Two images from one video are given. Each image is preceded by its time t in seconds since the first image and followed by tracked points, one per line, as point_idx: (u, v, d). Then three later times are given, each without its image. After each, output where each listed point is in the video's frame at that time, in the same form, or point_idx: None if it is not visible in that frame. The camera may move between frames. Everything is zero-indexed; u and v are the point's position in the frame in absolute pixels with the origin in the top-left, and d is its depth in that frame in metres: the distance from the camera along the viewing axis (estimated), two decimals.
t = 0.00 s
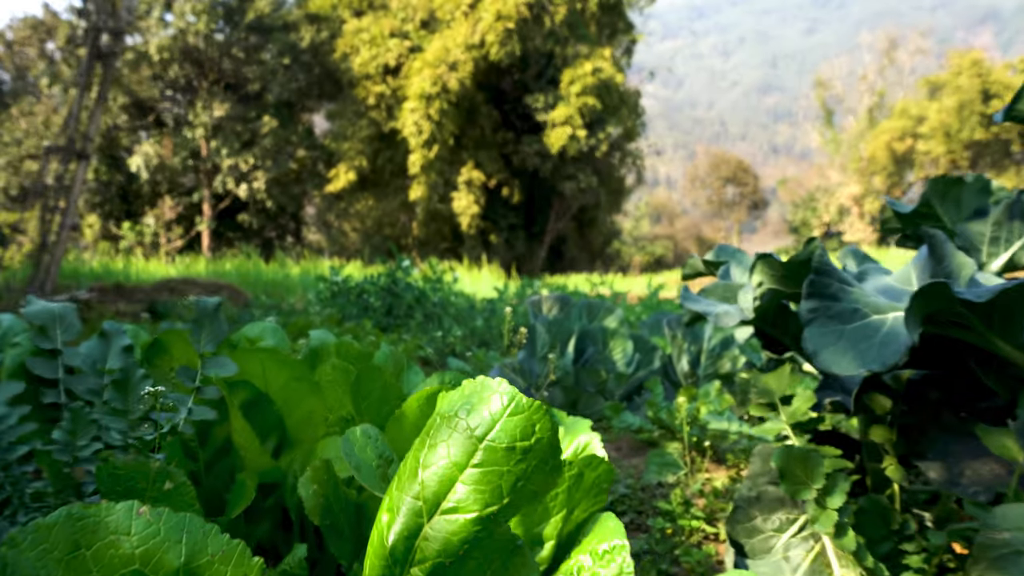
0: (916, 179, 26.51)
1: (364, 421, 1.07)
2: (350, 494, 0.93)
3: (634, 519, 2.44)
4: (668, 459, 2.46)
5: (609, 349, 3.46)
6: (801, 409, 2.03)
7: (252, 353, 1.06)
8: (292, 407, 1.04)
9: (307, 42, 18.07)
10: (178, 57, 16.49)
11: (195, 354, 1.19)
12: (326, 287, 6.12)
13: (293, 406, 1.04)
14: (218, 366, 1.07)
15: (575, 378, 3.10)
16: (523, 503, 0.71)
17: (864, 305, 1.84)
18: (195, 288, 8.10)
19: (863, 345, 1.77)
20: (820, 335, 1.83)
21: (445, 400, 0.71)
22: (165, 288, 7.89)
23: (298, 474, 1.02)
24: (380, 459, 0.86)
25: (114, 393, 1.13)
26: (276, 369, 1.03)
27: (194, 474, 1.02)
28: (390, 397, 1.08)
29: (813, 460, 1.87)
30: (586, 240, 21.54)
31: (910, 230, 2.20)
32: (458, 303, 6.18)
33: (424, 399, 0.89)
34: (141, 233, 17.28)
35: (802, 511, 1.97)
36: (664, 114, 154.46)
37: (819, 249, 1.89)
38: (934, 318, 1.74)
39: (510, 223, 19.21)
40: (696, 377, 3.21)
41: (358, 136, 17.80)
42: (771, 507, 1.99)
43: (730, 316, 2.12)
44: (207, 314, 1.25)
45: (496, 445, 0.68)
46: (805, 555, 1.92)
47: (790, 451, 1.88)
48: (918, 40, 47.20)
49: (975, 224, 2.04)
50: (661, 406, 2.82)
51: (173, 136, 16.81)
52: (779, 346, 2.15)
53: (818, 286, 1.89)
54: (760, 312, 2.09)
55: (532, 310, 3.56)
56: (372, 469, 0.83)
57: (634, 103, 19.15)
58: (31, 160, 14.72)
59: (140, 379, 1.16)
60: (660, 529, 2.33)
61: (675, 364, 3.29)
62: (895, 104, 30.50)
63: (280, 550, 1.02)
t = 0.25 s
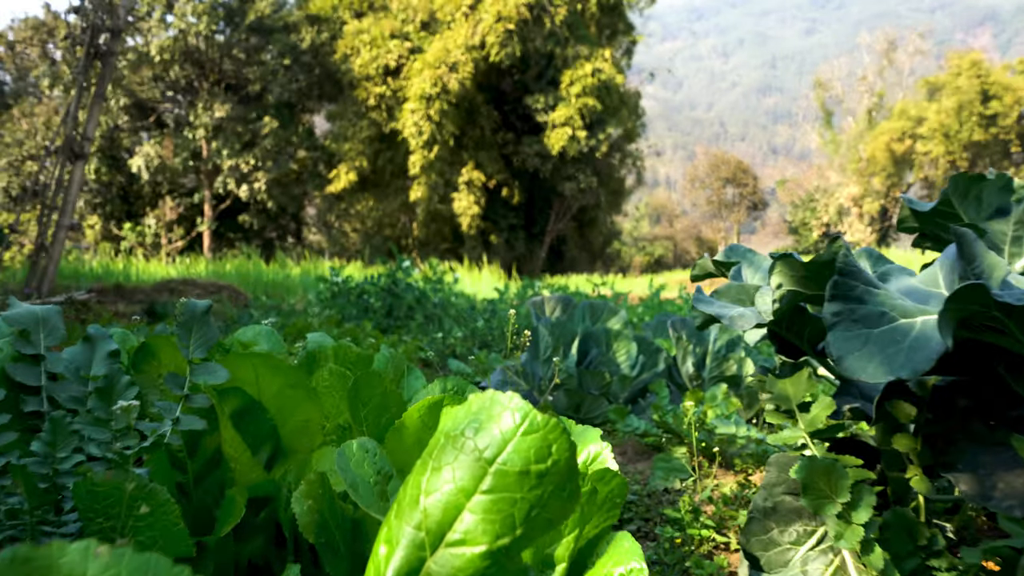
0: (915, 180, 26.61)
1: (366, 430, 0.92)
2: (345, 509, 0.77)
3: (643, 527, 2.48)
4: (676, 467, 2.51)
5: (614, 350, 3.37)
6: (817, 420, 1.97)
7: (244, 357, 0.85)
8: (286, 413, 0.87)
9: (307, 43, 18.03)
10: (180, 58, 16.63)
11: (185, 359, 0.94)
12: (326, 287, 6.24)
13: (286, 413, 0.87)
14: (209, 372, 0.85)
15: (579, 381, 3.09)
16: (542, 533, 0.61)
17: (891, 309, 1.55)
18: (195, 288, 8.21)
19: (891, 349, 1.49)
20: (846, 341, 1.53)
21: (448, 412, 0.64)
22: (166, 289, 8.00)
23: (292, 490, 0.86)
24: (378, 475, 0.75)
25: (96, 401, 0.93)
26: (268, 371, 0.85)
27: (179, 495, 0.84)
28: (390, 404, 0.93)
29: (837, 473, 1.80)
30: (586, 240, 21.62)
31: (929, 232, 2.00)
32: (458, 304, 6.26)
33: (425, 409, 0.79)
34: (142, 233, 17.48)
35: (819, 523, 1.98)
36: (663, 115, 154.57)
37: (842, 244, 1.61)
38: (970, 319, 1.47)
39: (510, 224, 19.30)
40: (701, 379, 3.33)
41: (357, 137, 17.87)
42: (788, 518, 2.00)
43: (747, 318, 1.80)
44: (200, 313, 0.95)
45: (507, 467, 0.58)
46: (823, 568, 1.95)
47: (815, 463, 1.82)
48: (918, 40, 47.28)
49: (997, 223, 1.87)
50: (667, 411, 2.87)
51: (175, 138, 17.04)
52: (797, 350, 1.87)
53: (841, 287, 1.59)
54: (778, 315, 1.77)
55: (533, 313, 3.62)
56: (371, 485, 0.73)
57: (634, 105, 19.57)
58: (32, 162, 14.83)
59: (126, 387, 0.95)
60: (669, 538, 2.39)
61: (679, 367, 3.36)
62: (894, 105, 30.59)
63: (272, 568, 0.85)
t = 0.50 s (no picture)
0: (914, 180, 26.67)
1: (361, 441, 0.88)
2: (341, 523, 0.70)
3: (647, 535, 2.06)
4: (681, 472, 2.17)
5: (616, 352, 3.11)
6: (836, 427, 1.50)
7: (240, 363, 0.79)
8: (277, 422, 0.82)
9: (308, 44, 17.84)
10: (180, 59, 16.78)
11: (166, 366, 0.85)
12: (325, 288, 6.19)
13: (279, 421, 0.82)
14: (198, 381, 0.80)
15: (579, 383, 2.91)
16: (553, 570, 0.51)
17: (917, 313, 1.16)
18: (193, 290, 8.27)
19: (921, 358, 1.10)
20: (868, 347, 1.14)
21: (448, 432, 0.52)
22: (165, 289, 8.06)
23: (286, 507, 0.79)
24: (373, 493, 0.67)
25: (76, 408, 0.81)
26: (263, 376, 0.80)
27: (160, 513, 0.75)
28: (389, 411, 0.89)
29: (862, 486, 1.45)
30: (586, 240, 21.65)
31: (943, 232, 1.61)
32: (459, 304, 6.28)
33: (429, 417, 0.74)
34: (142, 233, 17.70)
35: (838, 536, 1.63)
36: (663, 115, 154.61)
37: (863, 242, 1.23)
38: None
39: (510, 224, 19.34)
40: (706, 383, 3.00)
41: (357, 138, 17.69)
42: (802, 531, 1.66)
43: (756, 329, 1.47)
44: (187, 317, 0.86)
45: (515, 498, 0.49)
46: None
47: (835, 478, 1.46)
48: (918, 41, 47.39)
49: None
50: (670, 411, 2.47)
51: (176, 138, 17.17)
52: (812, 355, 1.46)
53: (862, 290, 1.20)
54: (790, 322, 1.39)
55: (536, 315, 3.63)
56: (366, 505, 0.65)
57: (633, 105, 19.82)
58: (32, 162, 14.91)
59: (110, 396, 0.83)
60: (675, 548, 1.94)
61: (683, 369, 3.04)
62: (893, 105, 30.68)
63: None
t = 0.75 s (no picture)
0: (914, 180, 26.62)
1: (355, 452, 0.87)
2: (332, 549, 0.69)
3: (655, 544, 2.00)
4: (688, 477, 2.19)
5: (619, 355, 3.08)
6: (855, 436, 1.47)
7: (226, 373, 0.86)
8: (266, 433, 0.90)
9: (308, 44, 17.83)
10: (180, 59, 16.78)
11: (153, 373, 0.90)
12: (323, 288, 6.13)
13: (269, 430, 0.90)
14: (181, 389, 0.85)
15: (582, 386, 2.89)
16: None
17: (945, 316, 1.12)
18: (192, 290, 8.25)
19: (948, 365, 1.07)
20: (896, 352, 1.11)
21: (446, 458, 0.45)
22: (163, 290, 8.04)
23: (274, 518, 0.84)
24: (366, 515, 0.63)
25: (52, 422, 0.78)
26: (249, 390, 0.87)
27: (143, 534, 0.74)
28: (384, 423, 0.88)
29: (885, 500, 1.44)
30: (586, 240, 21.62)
31: (962, 232, 1.55)
32: (459, 304, 6.26)
33: (426, 428, 0.73)
34: (142, 234, 17.69)
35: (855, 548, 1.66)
36: (663, 116, 154.57)
37: (889, 244, 1.18)
38: None
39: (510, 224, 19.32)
40: (711, 386, 2.97)
41: (357, 138, 17.60)
42: (819, 543, 1.71)
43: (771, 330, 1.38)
44: (169, 324, 0.90)
45: (522, 535, 0.42)
46: None
47: (857, 491, 1.45)
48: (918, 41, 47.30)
49: None
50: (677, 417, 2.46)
51: (176, 138, 17.16)
52: (827, 360, 1.43)
53: (888, 292, 1.15)
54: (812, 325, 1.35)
55: (537, 317, 3.59)
56: (356, 528, 0.62)
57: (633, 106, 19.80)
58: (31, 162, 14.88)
59: (87, 406, 0.80)
60: (682, 558, 1.85)
61: (687, 372, 3.02)
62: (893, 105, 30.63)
63: None
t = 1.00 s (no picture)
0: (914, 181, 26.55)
1: (342, 470, 0.80)
2: None
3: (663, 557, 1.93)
4: (696, 485, 2.09)
5: (622, 357, 3.01)
6: (886, 448, 1.22)
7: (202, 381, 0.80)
8: (249, 447, 0.86)
9: (308, 44, 17.77)
10: (180, 59, 16.73)
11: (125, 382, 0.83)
12: (322, 288, 6.05)
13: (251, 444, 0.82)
14: (156, 400, 0.79)
15: (586, 389, 2.81)
16: None
17: (991, 322, 1.00)
18: (190, 290, 8.18)
19: (1000, 378, 0.95)
20: (940, 361, 0.96)
21: (444, 506, 0.45)
22: (161, 290, 7.97)
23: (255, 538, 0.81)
24: (351, 547, 0.59)
25: (9, 435, 0.74)
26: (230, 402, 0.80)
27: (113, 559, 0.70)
28: (375, 435, 0.81)
29: (928, 522, 1.19)
30: (586, 240, 21.55)
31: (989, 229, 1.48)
32: (458, 305, 6.20)
33: (419, 445, 0.67)
34: (141, 234, 17.64)
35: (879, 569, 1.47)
36: (663, 116, 154.58)
37: (930, 242, 1.02)
38: None
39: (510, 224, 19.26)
40: (717, 389, 2.89)
41: (357, 138, 17.50)
42: (843, 565, 1.49)
43: (792, 337, 1.16)
44: (140, 330, 0.84)
45: None
46: None
47: (898, 511, 1.21)
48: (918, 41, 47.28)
49: None
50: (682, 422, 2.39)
51: (175, 138, 17.09)
52: (849, 366, 1.30)
53: (930, 295, 1.01)
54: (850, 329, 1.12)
55: (539, 318, 3.54)
56: (341, 563, 0.57)
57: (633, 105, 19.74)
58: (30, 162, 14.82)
59: (50, 417, 0.76)
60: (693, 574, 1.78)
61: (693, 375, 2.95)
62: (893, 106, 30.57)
63: None
